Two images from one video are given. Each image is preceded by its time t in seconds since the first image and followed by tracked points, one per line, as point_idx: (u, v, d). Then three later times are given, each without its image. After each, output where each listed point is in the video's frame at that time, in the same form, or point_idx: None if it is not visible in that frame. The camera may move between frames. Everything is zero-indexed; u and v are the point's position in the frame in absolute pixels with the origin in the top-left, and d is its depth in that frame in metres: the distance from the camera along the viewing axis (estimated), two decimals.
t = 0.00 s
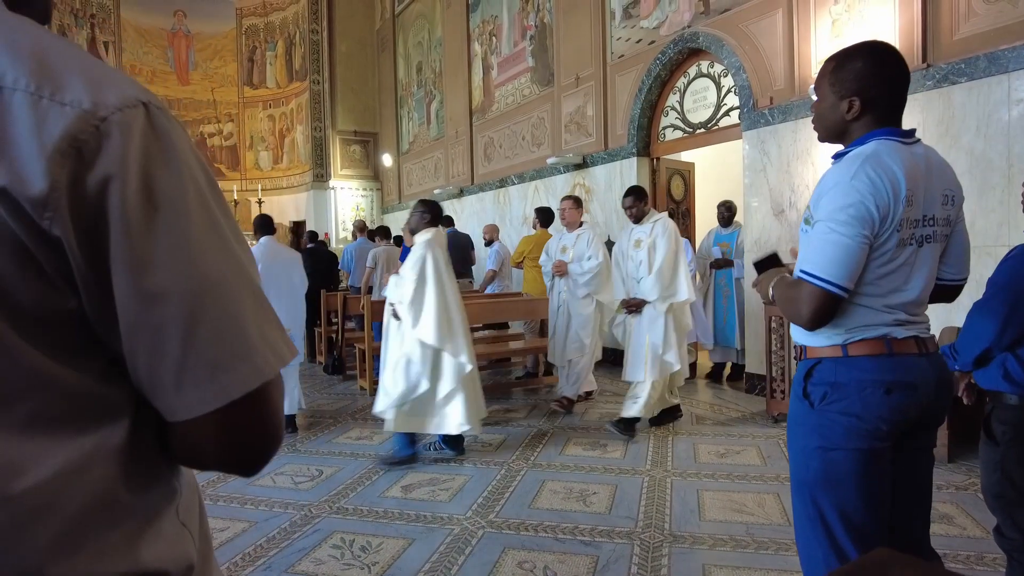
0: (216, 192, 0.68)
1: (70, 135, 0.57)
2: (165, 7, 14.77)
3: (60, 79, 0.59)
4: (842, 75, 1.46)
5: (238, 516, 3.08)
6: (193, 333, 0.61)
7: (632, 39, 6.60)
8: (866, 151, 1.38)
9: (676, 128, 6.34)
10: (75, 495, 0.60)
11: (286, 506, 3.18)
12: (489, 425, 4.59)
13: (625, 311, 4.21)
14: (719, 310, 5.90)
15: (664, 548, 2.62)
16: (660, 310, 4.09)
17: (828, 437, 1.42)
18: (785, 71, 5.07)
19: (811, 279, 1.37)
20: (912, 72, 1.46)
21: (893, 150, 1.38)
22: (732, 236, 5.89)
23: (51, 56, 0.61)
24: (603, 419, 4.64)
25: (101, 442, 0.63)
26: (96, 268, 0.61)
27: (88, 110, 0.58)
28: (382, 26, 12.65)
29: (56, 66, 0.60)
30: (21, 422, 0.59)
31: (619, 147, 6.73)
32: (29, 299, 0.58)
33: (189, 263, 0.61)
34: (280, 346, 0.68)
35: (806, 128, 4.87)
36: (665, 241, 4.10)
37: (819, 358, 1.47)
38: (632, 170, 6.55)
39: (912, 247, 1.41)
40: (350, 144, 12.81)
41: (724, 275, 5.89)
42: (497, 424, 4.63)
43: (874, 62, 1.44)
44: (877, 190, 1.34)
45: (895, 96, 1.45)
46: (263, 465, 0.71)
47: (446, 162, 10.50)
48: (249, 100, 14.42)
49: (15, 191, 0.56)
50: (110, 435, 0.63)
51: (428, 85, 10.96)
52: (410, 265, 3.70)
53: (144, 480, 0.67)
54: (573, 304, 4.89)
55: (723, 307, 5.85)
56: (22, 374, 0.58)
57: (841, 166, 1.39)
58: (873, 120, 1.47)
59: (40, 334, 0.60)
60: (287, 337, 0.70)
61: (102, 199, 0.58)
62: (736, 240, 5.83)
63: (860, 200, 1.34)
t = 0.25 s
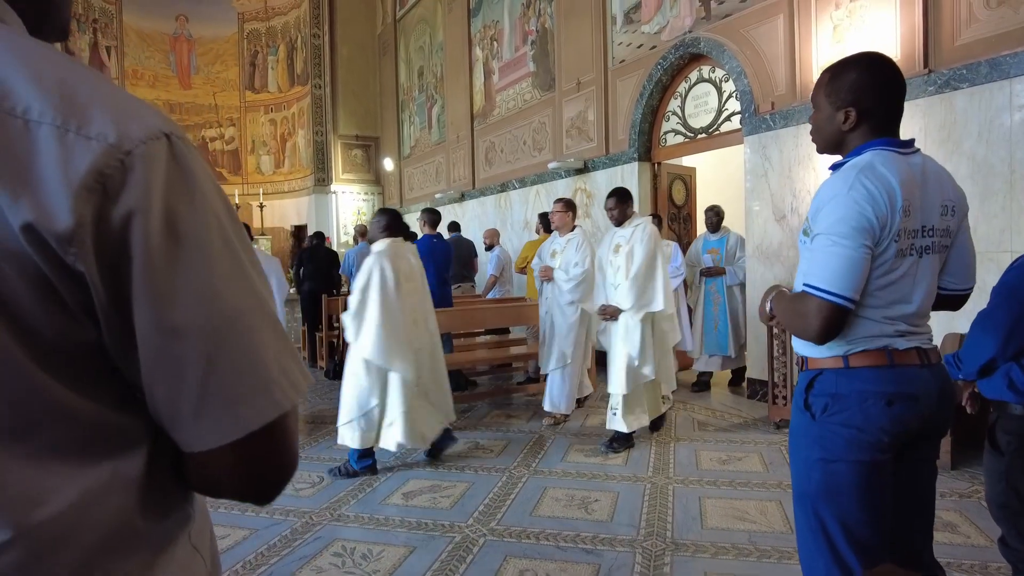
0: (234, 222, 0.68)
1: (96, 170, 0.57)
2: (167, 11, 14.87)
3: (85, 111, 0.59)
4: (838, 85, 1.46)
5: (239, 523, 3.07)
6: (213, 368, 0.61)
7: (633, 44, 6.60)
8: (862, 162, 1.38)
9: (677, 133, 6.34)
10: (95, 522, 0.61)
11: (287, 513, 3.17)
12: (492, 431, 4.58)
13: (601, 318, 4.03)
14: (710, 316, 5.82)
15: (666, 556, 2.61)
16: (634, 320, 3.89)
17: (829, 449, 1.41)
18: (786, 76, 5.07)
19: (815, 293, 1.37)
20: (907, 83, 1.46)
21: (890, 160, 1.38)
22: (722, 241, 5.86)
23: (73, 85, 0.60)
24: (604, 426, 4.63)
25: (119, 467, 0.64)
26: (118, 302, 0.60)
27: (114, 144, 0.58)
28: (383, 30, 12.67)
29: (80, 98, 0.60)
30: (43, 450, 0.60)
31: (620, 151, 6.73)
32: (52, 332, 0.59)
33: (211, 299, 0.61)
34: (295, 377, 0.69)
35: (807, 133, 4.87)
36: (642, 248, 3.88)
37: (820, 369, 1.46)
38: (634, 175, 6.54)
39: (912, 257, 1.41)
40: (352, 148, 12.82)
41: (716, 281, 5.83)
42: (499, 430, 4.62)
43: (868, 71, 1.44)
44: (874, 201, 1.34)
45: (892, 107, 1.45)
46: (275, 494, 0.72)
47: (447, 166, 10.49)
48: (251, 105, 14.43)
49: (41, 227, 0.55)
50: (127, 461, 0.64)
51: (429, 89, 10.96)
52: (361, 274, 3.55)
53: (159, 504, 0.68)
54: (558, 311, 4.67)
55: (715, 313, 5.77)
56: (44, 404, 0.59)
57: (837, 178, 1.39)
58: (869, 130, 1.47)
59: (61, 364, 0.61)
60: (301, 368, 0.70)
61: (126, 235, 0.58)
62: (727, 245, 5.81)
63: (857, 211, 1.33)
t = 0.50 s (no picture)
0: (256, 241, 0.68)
1: (125, 192, 0.57)
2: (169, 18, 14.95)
3: (113, 131, 0.58)
4: (840, 92, 1.46)
5: (242, 530, 3.06)
6: (235, 389, 0.61)
7: (634, 50, 6.62)
8: (864, 170, 1.38)
9: (679, 139, 6.34)
10: (115, 540, 0.61)
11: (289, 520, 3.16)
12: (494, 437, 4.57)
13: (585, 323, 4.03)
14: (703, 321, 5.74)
15: (669, 564, 2.60)
16: (620, 325, 3.88)
17: (832, 457, 1.41)
18: (788, 81, 5.08)
19: (818, 302, 1.36)
20: (910, 90, 1.46)
21: (892, 168, 1.37)
22: (714, 244, 5.80)
23: (100, 106, 0.60)
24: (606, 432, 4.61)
25: (138, 485, 0.63)
26: (142, 323, 0.60)
27: (141, 165, 0.58)
28: (385, 36, 12.70)
29: (108, 118, 0.59)
30: (65, 467, 0.59)
31: (622, 157, 6.73)
32: (77, 352, 0.59)
33: (234, 320, 0.61)
34: (315, 396, 0.68)
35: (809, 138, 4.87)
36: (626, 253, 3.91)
37: (824, 378, 1.45)
38: (635, 180, 6.54)
39: (914, 265, 1.40)
40: (353, 153, 12.84)
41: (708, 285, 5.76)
42: (501, 436, 4.61)
43: (870, 79, 1.43)
44: (875, 209, 1.33)
45: (895, 115, 1.45)
46: (291, 511, 0.71)
47: (448, 171, 10.50)
48: (252, 111, 14.45)
49: (69, 248, 0.55)
50: (146, 478, 0.64)
51: (430, 95, 10.99)
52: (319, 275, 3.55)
53: (178, 522, 0.68)
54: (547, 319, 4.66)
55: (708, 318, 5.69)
56: (68, 424, 0.59)
57: (837, 187, 1.39)
58: (872, 137, 1.47)
59: (85, 383, 0.61)
60: (322, 387, 0.70)
61: (152, 256, 0.58)
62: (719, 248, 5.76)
63: (859, 220, 1.33)
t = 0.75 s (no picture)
0: (281, 248, 0.68)
1: (156, 200, 0.57)
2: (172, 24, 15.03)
3: (144, 140, 0.59)
4: (837, 99, 1.47)
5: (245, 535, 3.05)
6: (260, 395, 0.62)
7: (636, 56, 6.64)
8: (867, 176, 1.38)
9: (681, 144, 6.35)
10: (137, 542, 0.61)
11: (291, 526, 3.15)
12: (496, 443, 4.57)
13: (562, 328, 3.95)
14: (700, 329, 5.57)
15: (672, 569, 2.58)
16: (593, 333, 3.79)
17: (841, 462, 1.40)
18: (790, 87, 5.09)
19: (834, 309, 1.34)
20: (906, 94, 1.46)
21: (895, 172, 1.38)
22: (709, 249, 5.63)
23: (132, 115, 0.61)
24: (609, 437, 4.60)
25: (159, 486, 0.64)
26: (169, 329, 0.61)
27: (172, 174, 0.58)
28: (387, 42, 12.74)
29: (139, 128, 0.60)
30: (91, 470, 0.60)
31: (624, 162, 6.74)
32: (106, 357, 0.59)
33: (259, 328, 0.61)
34: (335, 401, 0.69)
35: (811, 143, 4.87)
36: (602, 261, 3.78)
37: (831, 382, 1.45)
38: (637, 186, 6.55)
39: (921, 267, 1.40)
40: (355, 159, 12.87)
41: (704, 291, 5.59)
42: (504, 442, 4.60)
43: (869, 85, 1.44)
44: (885, 212, 1.33)
45: (893, 122, 1.45)
46: (308, 514, 0.72)
47: (450, 177, 10.51)
48: (254, 116, 14.50)
49: (104, 255, 0.55)
50: (167, 479, 0.65)
51: (432, 101, 11.01)
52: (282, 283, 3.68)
53: (198, 523, 0.68)
54: (537, 324, 4.59)
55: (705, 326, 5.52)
56: (96, 428, 0.59)
57: (842, 193, 1.39)
58: (871, 142, 1.47)
59: (112, 387, 0.61)
60: (341, 392, 0.70)
61: (181, 265, 0.58)
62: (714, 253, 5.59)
63: (869, 223, 1.32)
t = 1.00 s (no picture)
0: (291, 249, 0.69)
1: (171, 203, 0.58)
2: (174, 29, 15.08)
3: (158, 143, 0.60)
4: (836, 102, 1.47)
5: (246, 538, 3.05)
6: (270, 395, 0.62)
7: (637, 59, 6.66)
8: (866, 178, 1.39)
9: (682, 148, 6.36)
10: (148, 541, 0.61)
11: (292, 529, 3.15)
12: (498, 446, 4.56)
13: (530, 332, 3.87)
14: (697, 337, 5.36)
15: (674, 573, 2.58)
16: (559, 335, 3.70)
17: (842, 464, 1.40)
18: (790, 90, 5.10)
19: (841, 311, 1.33)
20: (904, 96, 1.47)
21: (894, 173, 1.39)
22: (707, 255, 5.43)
23: (146, 119, 0.61)
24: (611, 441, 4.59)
25: (170, 486, 0.64)
26: (183, 330, 0.61)
27: (186, 177, 0.59)
28: (388, 46, 12.78)
29: (154, 131, 0.61)
30: (104, 469, 0.60)
31: (625, 166, 6.75)
32: (119, 356, 0.60)
33: (270, 329, 0.62)
34: (343, 402, 0.69)
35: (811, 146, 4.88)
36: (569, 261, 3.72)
37: (833, 384, 1.45)
38: (638, 189, 6.56)
39: (923, 267, 1.40)
40: (357, 163, 12.89)
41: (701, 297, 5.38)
42: (505, 445, 4.60)
43: (866, 88, 1.44)
44: (887, 212, 1.34)
45: (890, 126, 1.46)
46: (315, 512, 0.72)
47: (451, 181, 10.53)
48: (256, 120, 14.54)
49: (119, 256, 0.56)
50: (177, 478, 0.65)
51: (433, 105, 11.04)
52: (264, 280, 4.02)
53: (208, 523, 0.69)
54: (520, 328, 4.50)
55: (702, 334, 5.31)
56: (111, 428, 0.60)
57: (843, 196, 1.39)
58: (868, 145, 1.47)
59: (126, 387, 0.61)
60: (347, 393, 0.71)
61: (195, 267, 0.59)
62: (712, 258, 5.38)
63: (872, 223, 1.32)
